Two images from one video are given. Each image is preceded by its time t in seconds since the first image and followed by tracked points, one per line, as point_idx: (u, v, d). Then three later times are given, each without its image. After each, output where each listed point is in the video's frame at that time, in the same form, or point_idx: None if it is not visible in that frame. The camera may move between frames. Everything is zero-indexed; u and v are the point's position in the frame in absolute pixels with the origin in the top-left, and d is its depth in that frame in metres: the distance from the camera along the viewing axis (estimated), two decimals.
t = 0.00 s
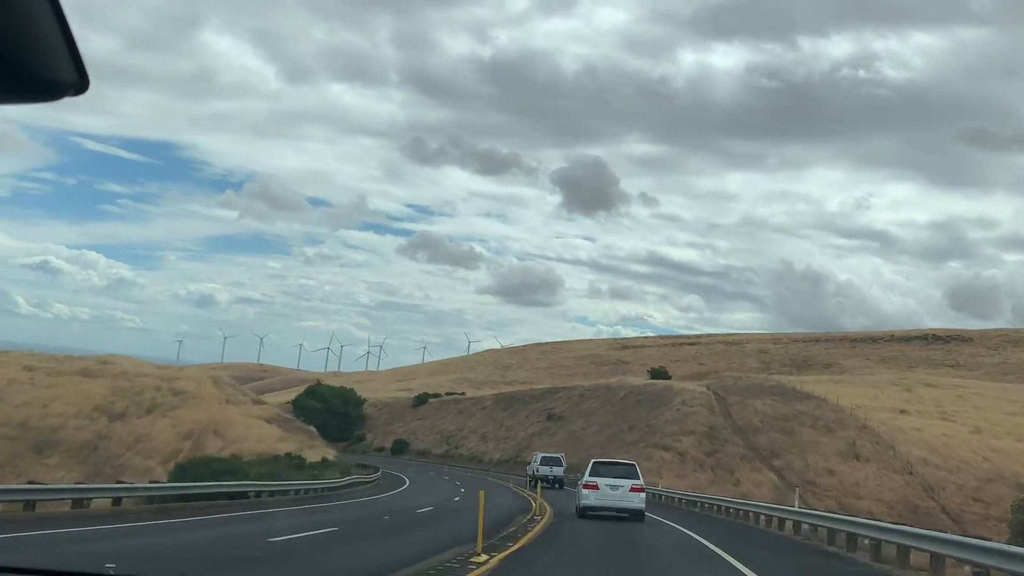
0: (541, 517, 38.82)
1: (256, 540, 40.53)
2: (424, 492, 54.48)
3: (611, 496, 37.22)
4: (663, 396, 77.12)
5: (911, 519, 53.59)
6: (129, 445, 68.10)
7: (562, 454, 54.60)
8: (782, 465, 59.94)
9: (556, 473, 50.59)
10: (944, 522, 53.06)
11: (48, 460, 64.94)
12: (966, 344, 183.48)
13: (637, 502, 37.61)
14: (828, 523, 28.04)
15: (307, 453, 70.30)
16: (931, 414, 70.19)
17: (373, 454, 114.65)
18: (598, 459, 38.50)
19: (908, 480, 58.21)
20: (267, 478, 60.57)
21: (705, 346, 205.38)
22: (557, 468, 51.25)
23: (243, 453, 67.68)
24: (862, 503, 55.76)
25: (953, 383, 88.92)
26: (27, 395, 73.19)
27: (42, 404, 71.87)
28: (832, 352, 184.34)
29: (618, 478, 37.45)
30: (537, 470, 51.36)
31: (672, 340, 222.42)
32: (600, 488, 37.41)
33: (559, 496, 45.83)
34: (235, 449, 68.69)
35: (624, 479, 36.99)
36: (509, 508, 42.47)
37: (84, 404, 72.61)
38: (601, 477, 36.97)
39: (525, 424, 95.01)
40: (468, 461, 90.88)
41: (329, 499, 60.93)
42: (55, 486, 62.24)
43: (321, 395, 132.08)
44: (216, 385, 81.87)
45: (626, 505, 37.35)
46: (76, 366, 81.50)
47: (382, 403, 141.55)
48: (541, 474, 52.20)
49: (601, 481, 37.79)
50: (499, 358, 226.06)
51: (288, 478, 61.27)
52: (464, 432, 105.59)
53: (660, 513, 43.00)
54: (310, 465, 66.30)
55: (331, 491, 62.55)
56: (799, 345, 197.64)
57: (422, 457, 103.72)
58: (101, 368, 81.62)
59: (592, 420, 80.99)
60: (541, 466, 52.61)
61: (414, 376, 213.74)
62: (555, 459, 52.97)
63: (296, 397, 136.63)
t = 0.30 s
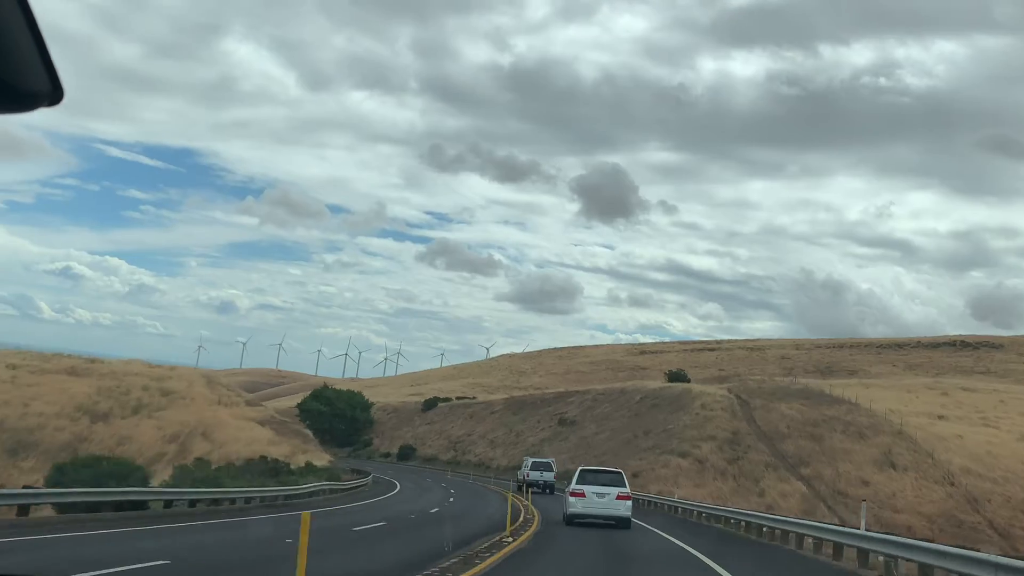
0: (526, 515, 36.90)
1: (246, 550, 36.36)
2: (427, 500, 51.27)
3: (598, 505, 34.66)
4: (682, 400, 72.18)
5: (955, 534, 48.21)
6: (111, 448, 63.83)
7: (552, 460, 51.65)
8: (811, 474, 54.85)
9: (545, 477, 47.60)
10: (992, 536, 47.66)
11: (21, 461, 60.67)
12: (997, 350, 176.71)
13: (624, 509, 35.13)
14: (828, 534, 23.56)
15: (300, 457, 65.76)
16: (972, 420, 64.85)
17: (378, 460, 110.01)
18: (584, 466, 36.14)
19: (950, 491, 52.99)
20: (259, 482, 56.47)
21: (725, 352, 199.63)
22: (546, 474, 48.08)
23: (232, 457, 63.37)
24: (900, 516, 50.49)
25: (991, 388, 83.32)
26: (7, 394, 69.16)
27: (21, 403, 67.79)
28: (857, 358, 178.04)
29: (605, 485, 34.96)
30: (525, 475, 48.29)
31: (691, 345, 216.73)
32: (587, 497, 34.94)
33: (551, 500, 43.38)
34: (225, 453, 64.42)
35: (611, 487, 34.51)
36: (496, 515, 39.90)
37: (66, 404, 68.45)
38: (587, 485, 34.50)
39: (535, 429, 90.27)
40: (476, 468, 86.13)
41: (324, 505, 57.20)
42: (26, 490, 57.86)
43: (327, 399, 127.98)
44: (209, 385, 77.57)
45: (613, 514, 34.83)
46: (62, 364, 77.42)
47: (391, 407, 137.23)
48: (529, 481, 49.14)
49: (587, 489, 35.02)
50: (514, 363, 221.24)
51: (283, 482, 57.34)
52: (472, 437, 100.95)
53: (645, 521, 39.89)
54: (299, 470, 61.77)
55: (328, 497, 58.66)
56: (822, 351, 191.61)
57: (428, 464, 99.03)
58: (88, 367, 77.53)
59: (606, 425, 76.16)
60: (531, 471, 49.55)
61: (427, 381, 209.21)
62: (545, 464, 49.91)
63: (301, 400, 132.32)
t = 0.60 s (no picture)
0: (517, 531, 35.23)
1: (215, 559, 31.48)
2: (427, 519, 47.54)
3: (584, 515, 32.82)
4: (704, 406, 66.93)
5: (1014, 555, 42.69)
6: (89, 453, 59.52)
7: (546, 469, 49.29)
8: (848, 486, 49.52)
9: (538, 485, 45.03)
10: None
11: None
12: None
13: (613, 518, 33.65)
14: (845, 554, 18.33)
15: (290, 463, 61.06)
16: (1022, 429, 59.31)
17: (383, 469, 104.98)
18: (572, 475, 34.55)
19: (1003, 507, 47.52)
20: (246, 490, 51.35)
21: (748, 360, 193.59)
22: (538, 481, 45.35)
23: (216, 461, 58.86)
24: (949, 533, 45.02)
25: None
26: None
27: None
28: (886, 367, 171.60)
29: (593, 494, 33.21)
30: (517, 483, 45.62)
31: (713, 353, 210.83)
32: (575, 506, 33.19)
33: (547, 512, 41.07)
34: (209, 459, 60.00)
35: (599, 496, 32.83)
36: (494, 534, 35.93)
37: (44, 407, 64.34)
38: (573, 497, 32.74)
39: (547, 437, 85.25)
40: (483, 479, 80.69)
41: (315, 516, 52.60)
42: None
43: (333, 405, 123.53)
44: (199, 388, 73.18)
45: (601, 524, 33.13)
46: (45, 366, 73.24)
47: (400, 415, 132.53)
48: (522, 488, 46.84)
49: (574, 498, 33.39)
50: (530, 371, 216.13)
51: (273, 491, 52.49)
52: (482, 446, 96.02)
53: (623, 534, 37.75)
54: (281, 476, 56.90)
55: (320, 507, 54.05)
56: (849, 360, 185.20)
57: (435, 473, 93.85)
58: (73, 369, 73.32)
59: (621, 433, 70.90)
60: (524, 479, 47.09)
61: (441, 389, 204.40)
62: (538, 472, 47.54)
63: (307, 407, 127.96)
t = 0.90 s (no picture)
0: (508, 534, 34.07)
1: None
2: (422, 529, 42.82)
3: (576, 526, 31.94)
4: (730, 411, 61.82)
5: None
6: (66, 458, 55.32)
7: (540, 476, 47.74)
8: (893, 498, 44.21)
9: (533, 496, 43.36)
10: None
11: None
12: None
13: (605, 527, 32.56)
14: None
15: (281, 472, 56.42)
16: None
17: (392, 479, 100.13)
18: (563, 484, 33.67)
19: None
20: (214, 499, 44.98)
21: (774, 368, 187.43)
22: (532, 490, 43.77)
23: (202, 468, 54.45)
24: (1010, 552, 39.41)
25: None
26: None
27: None
28: (919, 376, 165.05)
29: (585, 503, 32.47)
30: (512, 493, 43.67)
31: (738, 362, 204.74)
32: (567, 516, 32.40)
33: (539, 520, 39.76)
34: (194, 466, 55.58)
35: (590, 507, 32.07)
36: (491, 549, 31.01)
37: (23, 409, 60.26)
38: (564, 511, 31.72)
39: (563, 445, 80.34)
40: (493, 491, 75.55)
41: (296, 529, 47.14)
42: None
43: (343, 412, 119.22)
44: (193, 390, 68.96)
45: (594, 533, 32.31)
46: (31, 367, 69.29)
47: (413, 423, 127.95)
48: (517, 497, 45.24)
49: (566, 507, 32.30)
50: (549, 379, 210.98)
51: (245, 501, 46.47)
52: (495, 455, 91.18)
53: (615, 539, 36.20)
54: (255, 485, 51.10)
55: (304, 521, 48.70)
56: (879, 369, 178.73)
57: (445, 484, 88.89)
58: (60, 370, 69.28)
59: (641, 440, 65.82)
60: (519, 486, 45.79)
61: (458, 398, 199.49)
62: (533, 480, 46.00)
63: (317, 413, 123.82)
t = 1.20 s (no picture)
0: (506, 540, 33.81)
1: None
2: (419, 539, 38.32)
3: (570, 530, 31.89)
4: (761, 413, 56.95)
5: None
6: (42, 460, 51.38)
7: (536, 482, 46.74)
8: (948, 509, 39.19)
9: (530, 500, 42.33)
10: None
11: None
12: None
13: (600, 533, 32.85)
14: None
15: (273, 476, 52.11)
16: None
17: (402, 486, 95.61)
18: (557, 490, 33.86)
19: None
20: (176, 503, 39.26)
21: (802, 375, 181.41)
22: (530, 494, 42.96)
23: (186, 473, 50.39)
24: None
25: None
26: None
27: None
28: (954, 383, 158.60)
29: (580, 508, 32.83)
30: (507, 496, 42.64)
31: (765, 368, 198.81)
32: (561, 521, 32.42)
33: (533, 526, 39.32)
34: (179, 469, 51.42)
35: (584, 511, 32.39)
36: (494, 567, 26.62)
37: (2, 408, 56.47)
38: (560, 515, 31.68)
39: (580, 451, 75.61)
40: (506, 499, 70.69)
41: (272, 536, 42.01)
42: None
43: (354, 417, 115.17)
44: (186, 390, 64.88)
45: (587, 539, 32.41)
46: (17, 365, 65.49)
47: (427, 429, 123.60)
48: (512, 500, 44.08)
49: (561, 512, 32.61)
50: (569, 386, 205.97)
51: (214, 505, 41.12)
52: (509, 461, 86.57)
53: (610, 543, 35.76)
54: (221, 490, 45.84)
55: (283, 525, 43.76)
56: (911, 375, 172.35)
57: (456, 492, 84.26)
58: (47, 369, 65.47)
59: (664, 445, 60.94)
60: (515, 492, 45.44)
61: (476, 404, 194.87)
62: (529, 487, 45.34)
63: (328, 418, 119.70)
